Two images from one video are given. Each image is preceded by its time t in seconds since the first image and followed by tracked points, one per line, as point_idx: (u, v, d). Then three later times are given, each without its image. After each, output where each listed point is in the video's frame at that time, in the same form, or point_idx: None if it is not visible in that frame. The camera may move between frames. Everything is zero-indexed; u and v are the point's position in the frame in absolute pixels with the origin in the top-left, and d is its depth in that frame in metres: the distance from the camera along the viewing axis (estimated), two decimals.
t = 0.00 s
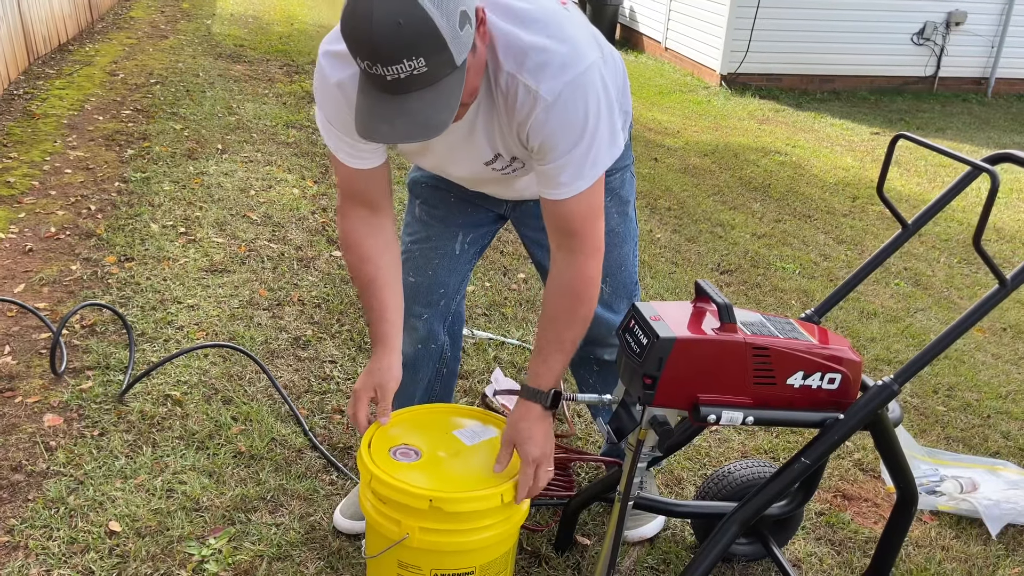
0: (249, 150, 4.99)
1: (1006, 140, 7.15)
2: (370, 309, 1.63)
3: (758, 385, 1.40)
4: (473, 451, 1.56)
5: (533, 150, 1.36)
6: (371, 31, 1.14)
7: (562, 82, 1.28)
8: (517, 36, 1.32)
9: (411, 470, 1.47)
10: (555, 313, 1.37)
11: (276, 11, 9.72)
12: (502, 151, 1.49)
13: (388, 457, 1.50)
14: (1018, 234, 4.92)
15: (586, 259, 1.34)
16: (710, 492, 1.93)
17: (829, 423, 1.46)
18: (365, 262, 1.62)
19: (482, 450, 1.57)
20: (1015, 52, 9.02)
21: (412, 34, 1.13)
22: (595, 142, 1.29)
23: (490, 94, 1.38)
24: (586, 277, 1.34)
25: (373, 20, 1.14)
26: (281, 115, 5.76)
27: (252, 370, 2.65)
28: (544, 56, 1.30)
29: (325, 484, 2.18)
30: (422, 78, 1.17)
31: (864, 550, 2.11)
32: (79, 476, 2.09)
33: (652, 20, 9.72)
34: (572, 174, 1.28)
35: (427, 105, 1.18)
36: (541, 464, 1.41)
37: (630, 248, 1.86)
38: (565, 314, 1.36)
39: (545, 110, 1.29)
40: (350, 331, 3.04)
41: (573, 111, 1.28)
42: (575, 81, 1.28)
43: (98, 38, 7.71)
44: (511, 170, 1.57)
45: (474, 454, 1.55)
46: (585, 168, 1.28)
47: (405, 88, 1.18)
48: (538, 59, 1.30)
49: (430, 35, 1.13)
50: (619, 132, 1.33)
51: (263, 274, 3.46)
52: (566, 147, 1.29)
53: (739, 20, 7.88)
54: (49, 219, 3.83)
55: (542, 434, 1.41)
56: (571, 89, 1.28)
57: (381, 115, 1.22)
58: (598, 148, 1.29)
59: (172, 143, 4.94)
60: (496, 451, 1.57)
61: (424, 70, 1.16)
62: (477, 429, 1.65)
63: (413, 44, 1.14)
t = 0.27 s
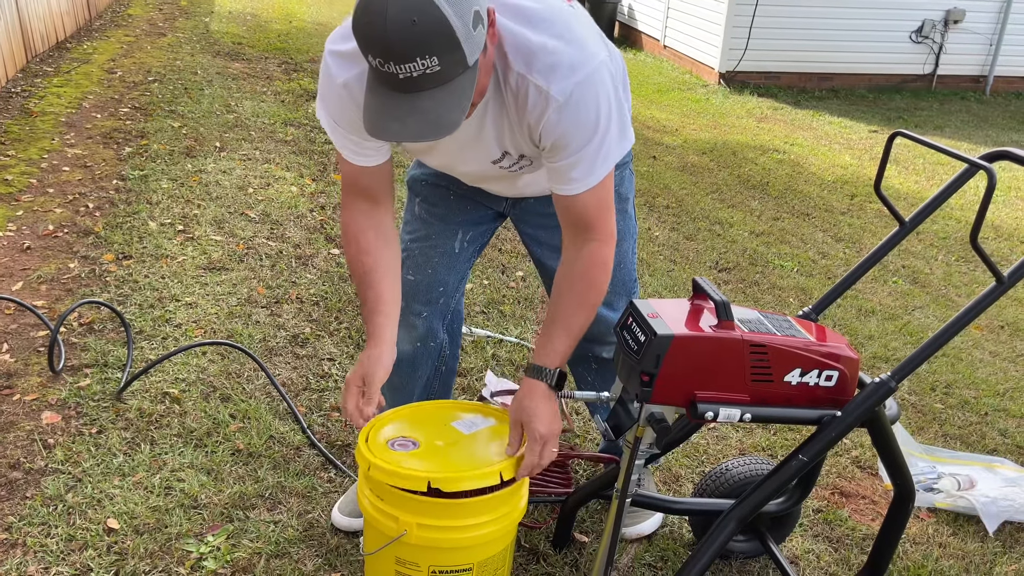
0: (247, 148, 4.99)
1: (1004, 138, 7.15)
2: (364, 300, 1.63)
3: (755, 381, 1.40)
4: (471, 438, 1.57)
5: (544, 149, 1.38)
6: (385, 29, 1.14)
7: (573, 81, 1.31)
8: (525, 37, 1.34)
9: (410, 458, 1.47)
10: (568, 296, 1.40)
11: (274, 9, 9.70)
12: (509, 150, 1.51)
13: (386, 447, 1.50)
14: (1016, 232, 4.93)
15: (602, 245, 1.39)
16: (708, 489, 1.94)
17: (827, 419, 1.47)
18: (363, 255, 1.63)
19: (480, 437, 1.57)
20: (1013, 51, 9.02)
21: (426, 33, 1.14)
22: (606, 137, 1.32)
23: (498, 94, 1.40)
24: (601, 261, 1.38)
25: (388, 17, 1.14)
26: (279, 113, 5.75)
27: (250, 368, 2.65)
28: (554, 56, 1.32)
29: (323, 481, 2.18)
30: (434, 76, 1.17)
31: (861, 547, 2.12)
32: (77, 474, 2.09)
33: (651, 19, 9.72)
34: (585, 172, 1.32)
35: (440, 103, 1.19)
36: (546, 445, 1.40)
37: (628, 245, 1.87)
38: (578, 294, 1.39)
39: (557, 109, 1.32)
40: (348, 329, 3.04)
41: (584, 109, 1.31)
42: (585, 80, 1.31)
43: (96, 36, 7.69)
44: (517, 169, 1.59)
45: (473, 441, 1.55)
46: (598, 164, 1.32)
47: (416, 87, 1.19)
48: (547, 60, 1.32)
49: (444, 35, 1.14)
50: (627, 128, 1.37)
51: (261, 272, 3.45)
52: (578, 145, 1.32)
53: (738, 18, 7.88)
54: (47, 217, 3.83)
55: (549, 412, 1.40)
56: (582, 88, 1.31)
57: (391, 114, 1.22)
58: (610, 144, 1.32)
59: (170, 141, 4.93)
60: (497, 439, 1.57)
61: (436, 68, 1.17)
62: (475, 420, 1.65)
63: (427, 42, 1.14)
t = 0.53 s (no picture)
0: (247, 147, 4.98)
1: (1003, 136, 7.16)
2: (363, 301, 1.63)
3: (755, 380, 1.40)
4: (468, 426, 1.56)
5: (552, 147, 1.40)
6: (396, 30, 1.14)
7: (581, 80, 1.32)
8: (531, 37, 1.34)
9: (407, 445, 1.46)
10: (574, 280, 1.45)
11: (273, 8, 9.69)
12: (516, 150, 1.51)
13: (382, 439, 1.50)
14: (1015, 230, 4.93)
15: (609, 234, 1.44)
16: (708, 488, 1.94)
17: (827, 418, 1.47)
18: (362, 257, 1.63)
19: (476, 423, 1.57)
20: (1013, 49, 9.02)
21: (438, 35, 1.14)
22: (614, 133, 1.34)
23: (505, 95, 1.40)
24: (607, 249, 1.43)
25: (398, 19, 1.14)
26: (278, 112, 5.74)
27: (249, 367, 2.65)
28: (562, 55, 1.33)
29: (322, 480, 2.18)
30: (444, 78, 1.17)
31: (860, 545, 2.12)
32: (76, 473, 2.09)
33: (650, 17, 9.71)
34: (595, 166, 1.35)
35: (450, 105, 1.19)
36: (545, 417, 1.44)
37: (628, 244, 1.86)
38: (583, 278, 1.44)
39: (566, 107, 1.33)
40: (347, 328, 3.03)
41: (593, 106, 1.33)
42: (594, 77, 1.33)
43: (95, 35, 7.68)
44: (522, 168, 1.60)
45: (470, 429, 1.54)
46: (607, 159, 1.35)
47: (426, 89, 1.19)
48: (554, 59, 1.33)
49: (456, 37, 1.14)
50: (634, 122, 1.39)
51: (260, 271, 3.45)
52: (587, 143, 1.34)
53: (737, 17, 7.88)
54: (46, 216, 3.82)
55: (548, 384, 1.44)
56: (590, 85, 1.32)
57: (400, 116, 1.22)
58: (618, 139, 1.35)
59: (169, 140, 4.93)
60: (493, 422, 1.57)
61: (447, 70, 1.17)
62: (473, 410, 1.65)
63: (438, 44, 1.14)
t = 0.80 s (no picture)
0: (247, 148, 4.99)
1: (1004, 136, 7.16)
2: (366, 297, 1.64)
3: (755, 381, 1.40)
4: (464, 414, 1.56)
5: (560, 153, 1.42)
6: (409, 39, 1.14)
7: (590, 86, 1.34)
8: (539, 44, 1.35)
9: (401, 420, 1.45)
10: (579, 273, 1.49)
11: (273, 9, 9.70)
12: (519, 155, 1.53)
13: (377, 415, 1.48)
14: (1016, 230, 4.93)
15: (613, 233, 1.50)
16: (708, 489, 1.94)
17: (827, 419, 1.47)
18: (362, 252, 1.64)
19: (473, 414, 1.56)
20: (1013, 49, 9.02)
21: (451, 44, 1.14)
22: (622, 137, 1.37)
23: (513, 101, 1.41)
24: (613, 245, 1.48)
25: (411, 27, 1.14)
26: (279, 113, 5.74)
27: (250, 369, 2.65)
28: (571, 62, 1.34)
29: (323, 481, 2.18)
30: (457, 87, 1.18)
31: (861, 546, 2.12)
32: (77, 474, 2.09)
33: (651, 18, 9.71)
34: (603, 171, 1.38)
35: (462, 113, 1.20)
36: (540, 405, 1.42)
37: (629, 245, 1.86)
38: (587, 271, 1.49)
39: (575, 114, 1.35)
40: (348, 329, 3.04)
41: (601, 112, 1.35)
42: (603, 84, 1.35)
43: (95, 36, 7.68)
44: (527, 171, 1.61)
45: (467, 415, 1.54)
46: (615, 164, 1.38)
47: (438, 97, 1.19)
48: (563, 66, 1.34)
49: (469, 46, 1.15)
50: (641, 126, 1.42)
51: (261, 272, 3.45)
52: (596, 149, 1.37)
53: (738, 17, 7.88)
54: (47, 217, 3.83)
55: (545, 370, 1.45)
56: (599, 92, 1.34)
57: (411, 124, 1.22)
58: (626, 143, 1.38)
59: (169, 141, 4.93)
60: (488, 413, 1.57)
61: (459, 79, 1.18)
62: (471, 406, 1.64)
63: (451, 54, 1.15)
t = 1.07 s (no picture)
0: (250, 151, 4.99)
1: (1007, 138, 7.14)
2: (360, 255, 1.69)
3: (759, 384, 1.40)
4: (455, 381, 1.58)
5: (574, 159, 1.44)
6: (423, 49, 1.14)
7: (602, 94, 1.35)
8: (550, 53, 1.36)
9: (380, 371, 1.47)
10: (588, 255, 1.53)
11: (276, 12, 9.72)
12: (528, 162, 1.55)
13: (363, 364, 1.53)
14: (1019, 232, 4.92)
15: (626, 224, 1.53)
16: (712, 492, 1.93)
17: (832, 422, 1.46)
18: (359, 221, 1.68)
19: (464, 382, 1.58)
20: (1016, 51, 9.01)
21: (466, 55, 1.15)
22: (634, 142, 1.39)
23: (524, 109, 1.42)
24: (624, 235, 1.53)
25: (426, 37, 1.14)
26: (282, 115, 5.75)
27: (253, 371, 2.65)
28: (582, 71, 1.35)
29: (325, 484, 2.18)
30: (470, 97, 1.18)
31: (865, 549, 2.11)
32: (80, 477, 2.09)
33: (653, 20, 9.72)
34: (616, 175, 1.41)
35: (475, 124, 1.21)
36: (520, 347, 1.44)
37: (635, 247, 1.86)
38: (595, 254, 1.53)
39: (589, 122, 1.36)
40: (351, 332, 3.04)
41: (614, 119, 1.37)
42: (615, 91, 1.36)
43: (99, 39, 7.71)
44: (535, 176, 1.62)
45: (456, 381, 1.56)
46: (628, 167, 1.41)
47: (451, 107, 1.20)
48: (574, 75, 1.35)
49: (483, 57, 1.16)
50: (651, 130, 1.44)
51: (264, 274, 3.46)
52: (609, 155, 1.39)
53: (740, 19, 7.88)
54: (50, 220, 3.84)
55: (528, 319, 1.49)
56: (612, 100, 1.36)
57: (424, 133, 1.23)
58: (639, 147, 1.40)
59: (172, 143, 4.94)
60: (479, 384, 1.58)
61: (472, 89, 1.18)
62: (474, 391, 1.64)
63: (466, 65, 1.15)
